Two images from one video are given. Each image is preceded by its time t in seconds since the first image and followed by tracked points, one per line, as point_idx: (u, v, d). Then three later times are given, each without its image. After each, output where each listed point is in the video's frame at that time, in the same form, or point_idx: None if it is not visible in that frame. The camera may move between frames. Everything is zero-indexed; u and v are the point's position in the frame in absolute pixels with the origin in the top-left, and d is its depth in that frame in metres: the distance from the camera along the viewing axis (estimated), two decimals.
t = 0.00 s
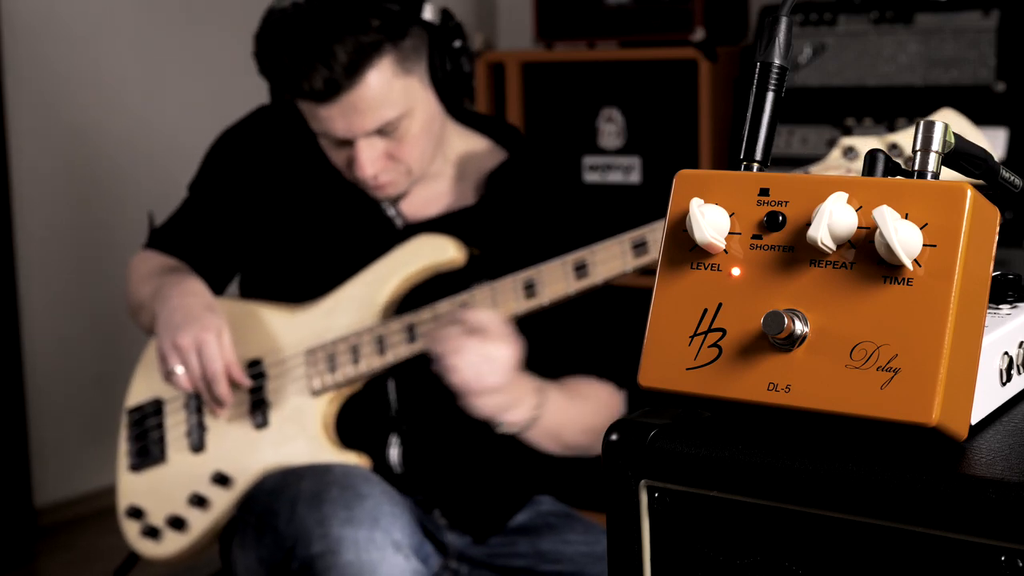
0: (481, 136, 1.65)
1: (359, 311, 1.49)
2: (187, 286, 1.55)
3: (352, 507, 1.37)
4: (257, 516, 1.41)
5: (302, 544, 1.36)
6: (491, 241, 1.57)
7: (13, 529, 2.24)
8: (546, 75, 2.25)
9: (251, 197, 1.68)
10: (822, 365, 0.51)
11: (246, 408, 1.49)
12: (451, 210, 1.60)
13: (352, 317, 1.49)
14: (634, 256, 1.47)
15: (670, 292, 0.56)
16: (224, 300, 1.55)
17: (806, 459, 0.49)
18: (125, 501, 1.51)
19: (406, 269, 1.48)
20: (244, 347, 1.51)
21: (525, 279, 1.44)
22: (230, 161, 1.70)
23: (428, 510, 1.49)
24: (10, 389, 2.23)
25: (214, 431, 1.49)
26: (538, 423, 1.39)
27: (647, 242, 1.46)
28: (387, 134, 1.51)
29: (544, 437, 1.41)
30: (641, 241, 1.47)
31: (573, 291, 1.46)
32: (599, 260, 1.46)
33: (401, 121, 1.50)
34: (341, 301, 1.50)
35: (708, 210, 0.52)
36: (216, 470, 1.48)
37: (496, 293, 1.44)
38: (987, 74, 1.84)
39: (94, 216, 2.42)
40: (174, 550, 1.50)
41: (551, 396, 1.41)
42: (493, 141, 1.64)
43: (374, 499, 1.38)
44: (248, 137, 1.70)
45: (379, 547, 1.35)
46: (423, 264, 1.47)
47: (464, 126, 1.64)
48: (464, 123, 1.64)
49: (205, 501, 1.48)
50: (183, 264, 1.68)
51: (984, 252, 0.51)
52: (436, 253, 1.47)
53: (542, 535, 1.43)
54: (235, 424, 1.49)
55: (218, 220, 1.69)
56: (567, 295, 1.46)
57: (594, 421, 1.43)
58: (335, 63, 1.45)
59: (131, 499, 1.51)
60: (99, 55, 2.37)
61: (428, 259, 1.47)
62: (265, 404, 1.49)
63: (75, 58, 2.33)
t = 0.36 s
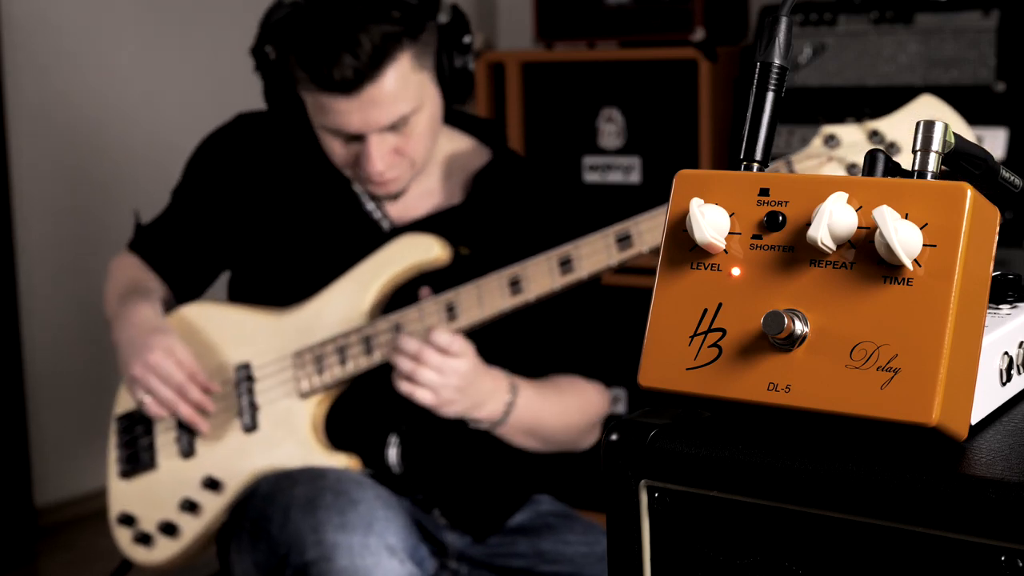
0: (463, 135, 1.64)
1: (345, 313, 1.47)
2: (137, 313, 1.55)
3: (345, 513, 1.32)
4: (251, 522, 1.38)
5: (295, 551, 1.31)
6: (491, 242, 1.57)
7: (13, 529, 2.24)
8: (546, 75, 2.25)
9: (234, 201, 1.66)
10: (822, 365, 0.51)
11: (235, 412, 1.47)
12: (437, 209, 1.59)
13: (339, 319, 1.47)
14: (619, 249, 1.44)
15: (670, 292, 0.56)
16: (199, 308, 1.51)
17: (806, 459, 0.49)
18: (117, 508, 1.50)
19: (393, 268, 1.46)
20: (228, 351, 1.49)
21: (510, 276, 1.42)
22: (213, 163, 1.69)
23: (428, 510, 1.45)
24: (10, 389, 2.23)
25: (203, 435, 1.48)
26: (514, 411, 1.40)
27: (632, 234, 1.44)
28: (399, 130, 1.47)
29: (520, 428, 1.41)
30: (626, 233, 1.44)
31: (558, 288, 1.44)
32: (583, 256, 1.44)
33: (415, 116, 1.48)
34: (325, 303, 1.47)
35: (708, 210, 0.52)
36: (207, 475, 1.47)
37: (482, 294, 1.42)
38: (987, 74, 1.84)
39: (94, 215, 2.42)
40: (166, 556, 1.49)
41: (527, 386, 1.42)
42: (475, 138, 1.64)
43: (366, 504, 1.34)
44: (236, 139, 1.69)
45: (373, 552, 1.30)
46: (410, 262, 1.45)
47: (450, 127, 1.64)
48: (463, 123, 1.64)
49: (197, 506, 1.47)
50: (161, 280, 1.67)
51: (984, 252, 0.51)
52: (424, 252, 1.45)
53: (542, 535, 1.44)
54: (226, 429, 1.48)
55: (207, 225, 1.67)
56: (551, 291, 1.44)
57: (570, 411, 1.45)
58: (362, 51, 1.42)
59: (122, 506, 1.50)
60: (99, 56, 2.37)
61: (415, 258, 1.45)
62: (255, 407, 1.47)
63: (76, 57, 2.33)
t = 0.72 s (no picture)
0: (458, 142, 1.61)
1: (337, 313, 1.45)
2: (122, 318, 1.56)
3: (335, 512, 1.35)
4: (246, 522, 1.40)
5: (286, 550, 1.35)
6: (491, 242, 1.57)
7: (14, 529, 2.24)
8: (546, 75, 2.25)
9: (228, 202, 1.64)
10: (822, 365, 0.51)
11: (229, 414, 1.46)
12: (426, 216, 1.57)
13: (331, 318, 1.45)
14: (603, 240, 1.40)
15: (670, 292, 0.56)
16: (193, 313, 1.50)
17: (806, 459, 0.49)
18: (117, 512, 1.51)
19: (382, 267, 1.44)
20: (222, 353, 1.48)
21: (497, 270, 1.39)
22: (218, 168, 1.67)
23: (423, 510, 1.44)
24: (10, 389, 2.23)
25: (201, 437, 1.48)
26: (491, 424, 1.39)
27: (617, 224, 1.39)
28: (385, 139, 1.47)
29: (497, 440, 1.41)
30: (610, 224, 1.40)
31: (544, 281, 1.40)
32: (570, 247, 1.40)
33: (400, 125, 1.47)
34: (318, 300, 1.46)
35: (708, 210, 0.53)
36: (204, 477, 1.47)
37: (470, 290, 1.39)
38: (987, 74, 1.84)
39: (94, 215, 2.41)
40: (166, 559, 1.49)
41: (507, 398, 1.42)
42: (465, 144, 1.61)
43: (357, 505, 1.36)
44: (232, 145, 1.67)
45: (362, 552, 1.33)
46: (400, 260, 1.43)
47: (445, 134, 1.60)
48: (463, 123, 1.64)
49: (194, 509, 1.47)
50: (164, 293, 1.67)
51: (984, 252, 0.51)
52: (413, 249, 1.43)
53: (539, 534, 1.43)
54: (223, 430, 1.47)
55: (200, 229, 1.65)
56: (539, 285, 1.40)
57: (551, 423, 1.44)
58: (343, 63, 1.41)
59: (123, 511, 1.51)
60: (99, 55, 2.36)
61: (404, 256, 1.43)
62: (250, 409, 1.46)
63: (76, 57, 2.33)
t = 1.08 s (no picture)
0: (456, 149, 1.58)
1: (330, 314, 1.43)
2: (119, 319, 1.55)
3: (335, 514, 1.35)
4: (245, 525, 1.41)
5: (286, 552, 1.35)
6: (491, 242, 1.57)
7: (14, 529, 2.24)
8: (546, 75, 2.25)
9: (224, 199, 1.61)
10: (822, 365, 0.51)
11: (226, 415, 1.46)
12: (425, 224, 1.57)
13: (324, 318, 1.43)
14: (595, 237, 1.38)
15: (670, 292, 0.56)
16: (188, 312, 1.50)
17: (807, 459, 0.49)
18: (119, 517, 1.52)
19: (373, 264, 1.42)
20: (219, 355, 1.48)
21: (490, 269, 1.36)
22: (212, 167, 1.64)
23: (423, 510, 1.44)
24: (10, 389, 2.23)
25: (200, 440, 1.48)
26: (467, 431, 1.39)
27: (607, 221, 1.38)
28: (376, 150, 1.53)
29: (474, 447, 1.40)
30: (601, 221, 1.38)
31: (537, 280, 1.37)
32: (560, 244, 1.37)
33: (393, 141, 1.53)
34: (311, 300, 1.44)
35: (708, 211, 0.53)
36: (204, 481, 1.47)
37: (461, 291, 1.36)
38: (987, 74, 1.85)
39: (94, 215, 2.41)
40: (168, 563, 1.49)
41: (488, 408, 1.40)
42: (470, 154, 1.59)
43: (356, 506, 1.35)
44: (224, 145, 1.65)
45: (362, 554, 1.33)
46: (391, 258, 1.40)
47: (442, 140, 1.57)
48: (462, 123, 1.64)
49: (195, 513, 1.47)
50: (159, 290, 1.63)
51: (984, 252, 0.51)
52: (402, 246, 1.40)
53: (538, 534, 1.42)
54: (220, 432, 1.47)
55: (196, 229, 1.62)
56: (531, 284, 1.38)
57: (535, 438, 1.41)
58: (344, 68, 1.49)
59: (124, 515, 1.52)
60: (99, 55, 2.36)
61: (394, 254, 1.40)
62: (246, 410, 1.46)
63: (77, 56, 2.33)
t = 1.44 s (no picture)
0: (460, 153, 1.59)
1: (327, 316, 1.42)
2: (119, 321, 1.54)
3: (330, 517, 1.34)
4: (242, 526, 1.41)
5: (281, 555, 1.35)
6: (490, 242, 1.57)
7: (14, 529, 2.24)
8: (546, 75, 2.25)
9: (224, 198, 1.62)
10: (822, 365, 0.51)
11: (226, 416, 1.46)
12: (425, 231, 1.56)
13: (323, 320, 1.42)
14: (593, 245, 1.34)
15: (669, 292, 0.56)
16: (186, 309, 1.50)
17: (806, 459, 0.49)
18: (121, 517, 1.53)
19: (371, 267, 1.41)
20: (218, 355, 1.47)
21: (486, 276, 1.35)
22: (210, 164, 1.64)
23: (422, 513, 1.44)
24: (10, 388, 2.23)
25: (200, 440, 1.48)
26: (472, 438, 1.39)
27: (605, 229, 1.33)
28: (370, 156, 1.52)
29: (478, 455, 1.40)
30: (600, 228, 1.33)
31: (535, 286, 1.35)
32: (561, 252, 1.34)
33: (388, 144, 1.52)
34: (310, 301, 1.43)
35: (708, 211, 0.53)
36: (204, 481, 1.47)
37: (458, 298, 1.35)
38: (987, 74, 1.85)
39: (95, 214, 2.41)
40: (168, 563, 1.49)
41: (493, 414, 1.41)
42: (474, 160, 1.59)
43: (351, 509, 1.35)
44: (224, 143, 1.65)
45: (357, 557, 1.32)
46: (389, 260, 1.40)
47: (444, 143, 1.58)
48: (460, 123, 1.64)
49: (195, 514, 1.47)
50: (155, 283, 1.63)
51: (984, 253, 0.51)
52: (401, 249, 1.40)
53: (538, 534, 1.42)
54: (219, 433, 1.46)
55: (195, 228, 1.63)
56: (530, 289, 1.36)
57: (536, 444, 1.43)
58: (332, 74, 1.49)
59: (125, 515, 1.52)
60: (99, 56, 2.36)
61: (392, 256, 1.40)
62: (246, 411, 1.45)
63: (77, 56, 2.33)
